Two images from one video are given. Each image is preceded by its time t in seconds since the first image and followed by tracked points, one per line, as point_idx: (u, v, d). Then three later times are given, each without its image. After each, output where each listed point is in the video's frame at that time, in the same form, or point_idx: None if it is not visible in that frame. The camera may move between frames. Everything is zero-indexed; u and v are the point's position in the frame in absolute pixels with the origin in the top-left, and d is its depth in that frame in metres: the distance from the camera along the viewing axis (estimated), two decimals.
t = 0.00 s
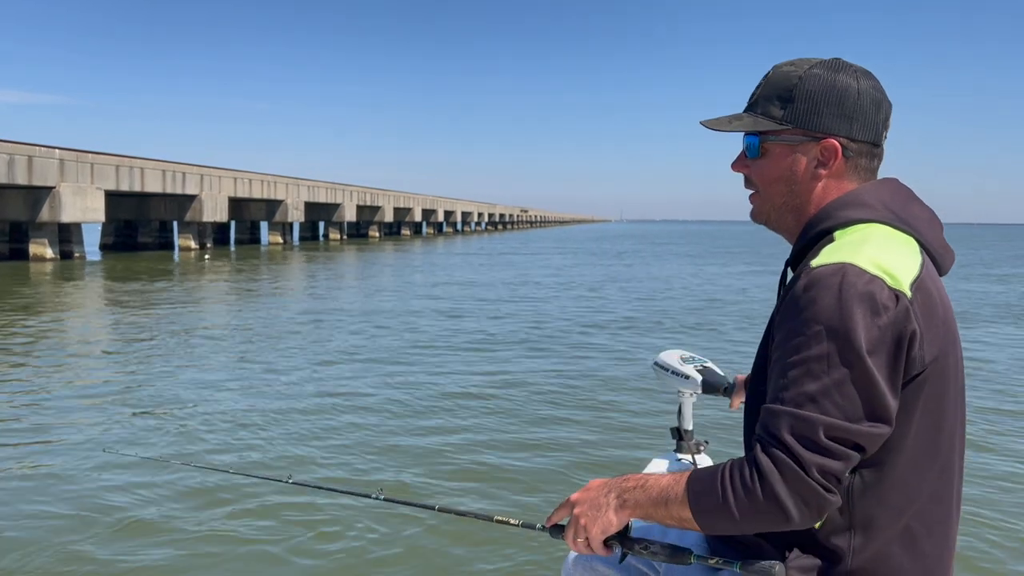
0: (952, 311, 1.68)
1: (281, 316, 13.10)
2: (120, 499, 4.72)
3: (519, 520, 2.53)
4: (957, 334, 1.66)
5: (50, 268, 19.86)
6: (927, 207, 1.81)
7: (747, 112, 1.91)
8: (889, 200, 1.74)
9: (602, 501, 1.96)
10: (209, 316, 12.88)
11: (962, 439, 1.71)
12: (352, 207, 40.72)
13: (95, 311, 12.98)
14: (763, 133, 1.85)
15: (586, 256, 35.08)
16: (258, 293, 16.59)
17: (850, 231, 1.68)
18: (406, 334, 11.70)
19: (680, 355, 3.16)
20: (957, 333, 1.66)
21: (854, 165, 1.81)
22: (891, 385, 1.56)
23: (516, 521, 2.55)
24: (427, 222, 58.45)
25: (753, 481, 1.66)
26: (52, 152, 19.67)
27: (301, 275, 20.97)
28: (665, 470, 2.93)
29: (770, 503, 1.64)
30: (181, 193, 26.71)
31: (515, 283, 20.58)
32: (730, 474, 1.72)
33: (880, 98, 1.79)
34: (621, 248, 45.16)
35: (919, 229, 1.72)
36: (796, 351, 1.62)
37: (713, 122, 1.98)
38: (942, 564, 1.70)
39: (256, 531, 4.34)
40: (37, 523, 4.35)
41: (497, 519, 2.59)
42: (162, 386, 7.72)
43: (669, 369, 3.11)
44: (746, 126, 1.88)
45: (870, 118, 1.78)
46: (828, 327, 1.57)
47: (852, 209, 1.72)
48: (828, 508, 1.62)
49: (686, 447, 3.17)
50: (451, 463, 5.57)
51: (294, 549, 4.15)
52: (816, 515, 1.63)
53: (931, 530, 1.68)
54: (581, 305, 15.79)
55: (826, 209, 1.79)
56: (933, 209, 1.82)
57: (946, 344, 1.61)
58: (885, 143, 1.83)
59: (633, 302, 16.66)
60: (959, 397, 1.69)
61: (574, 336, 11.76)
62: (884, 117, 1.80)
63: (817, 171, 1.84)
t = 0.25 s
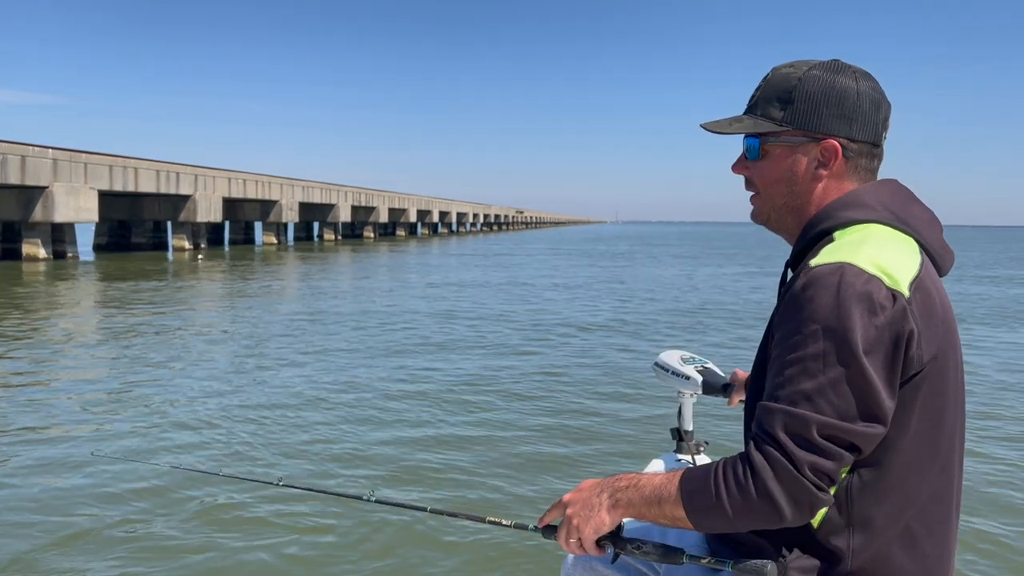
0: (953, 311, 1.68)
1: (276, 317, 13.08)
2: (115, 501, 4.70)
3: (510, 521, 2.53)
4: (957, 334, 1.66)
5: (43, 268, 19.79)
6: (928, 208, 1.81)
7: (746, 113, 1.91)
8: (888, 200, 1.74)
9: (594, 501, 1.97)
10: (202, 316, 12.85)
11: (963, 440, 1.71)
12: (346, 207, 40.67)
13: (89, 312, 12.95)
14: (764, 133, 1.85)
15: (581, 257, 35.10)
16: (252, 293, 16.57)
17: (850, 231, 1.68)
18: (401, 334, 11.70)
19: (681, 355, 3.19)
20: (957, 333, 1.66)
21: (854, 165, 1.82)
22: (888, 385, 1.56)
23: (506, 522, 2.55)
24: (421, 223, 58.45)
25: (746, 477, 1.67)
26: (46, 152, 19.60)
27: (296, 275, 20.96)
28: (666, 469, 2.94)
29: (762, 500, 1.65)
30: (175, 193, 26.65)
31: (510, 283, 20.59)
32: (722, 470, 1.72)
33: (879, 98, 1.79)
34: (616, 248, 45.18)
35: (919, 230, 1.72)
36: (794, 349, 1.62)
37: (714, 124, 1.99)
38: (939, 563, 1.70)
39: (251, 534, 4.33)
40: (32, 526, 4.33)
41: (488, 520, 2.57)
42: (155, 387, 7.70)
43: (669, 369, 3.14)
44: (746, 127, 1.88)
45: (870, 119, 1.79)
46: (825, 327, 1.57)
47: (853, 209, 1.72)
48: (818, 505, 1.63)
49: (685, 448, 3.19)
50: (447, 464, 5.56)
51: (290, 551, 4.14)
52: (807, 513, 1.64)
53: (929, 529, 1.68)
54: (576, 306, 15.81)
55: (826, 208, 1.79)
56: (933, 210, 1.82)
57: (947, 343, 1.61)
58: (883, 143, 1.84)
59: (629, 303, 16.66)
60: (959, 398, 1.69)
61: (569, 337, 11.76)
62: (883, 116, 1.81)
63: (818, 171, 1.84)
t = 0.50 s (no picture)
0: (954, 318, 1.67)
1: (270, 317, 13.05)
2: (109, 501, 4.68)
3: (505, 525, 2.52)
4: (958, 342, 1.65)
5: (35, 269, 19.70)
6: (930, 215, 1.81)
7: (748, 120, 1.91)
8: (889, 208, 1.74)
9: (587, 506, 1.96)
10: (196, 317, 12.80)
11: (964, 446, 1.70)
12: (340, 209, 40.62)
13: (81, 312, 12.89)
14: (765, 141, 1.85)
15: (576, 259, 35.12)
16: (246, 294, 16.54)
17: (850, 238, 1.68)
18: (396, 335, 11.68)
19: (679, 361, 3.20)
20: (958, 341, 1.65)
21: (856, 173, 1.82)
22: (885, 392, 1.56)
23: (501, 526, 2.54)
24: (416, 224, 58.40)
25: (738, 481, 1.67)
26: (38, 151, 19.52)
27: (290, 276, 20.93)
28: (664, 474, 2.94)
29: (754, 505, 1.65)
30: (168, 193, 26.57)
31: (506, 285, 20.58)
32: (714, 476, 1.72)
33: (880, 105, 1.80)
34: (609, 250, 45.21)
35: (920, 238, 1.71)
36: (790, 354, 1.62)
37: (716, 130, 1.98)
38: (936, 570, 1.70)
39: (246, 534, 4.31)
40: (25, 525, 4.30)
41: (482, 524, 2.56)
42: (149, 387, 7.67)
43: (668, 375, 3.14)
44: (748, 134, 1.88)
45: (872, 126, 1.79)
46: (822, 333, 1.57)
47: (853, 216, 1.72)
48: (810, 510, 1.63)
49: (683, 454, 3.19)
50: (442, 466, 5.55)
51: (285, 552, 4.12)
52: (799, 517, 1.64)
53: (926, 536, 1.67)
54: (571, 308, 15.81)
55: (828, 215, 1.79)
56: (935, 217, 1.82)
57: (945, 351, 1.61)
58: (884, 150, 1.84)
59: (624, 304, 16.66)
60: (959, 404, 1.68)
61: (564, 338, 11.75)
62: (885, 123, 1.81)
63: (820, 178, 1.84)
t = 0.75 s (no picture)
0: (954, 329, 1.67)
1: (265, 319, 13.01)
2: (104, 503, 4.66)
3: (499, 534, 2.51)
4: (957, 352, 1.65)
5: (29, 270, 19.62)
6: (930, 226, 1.80)
7: (750, 128, 1.91)
8: (889, 218, 1.74)
9: (580, 514, 1.96)
10: (190, 318, 12.75)
11: (964, 457, 1.69)
12: (335, 210, 40.57)
13: (75, 313, 12.83)
14: (766, 149, 1.85)
15: (571, 260, 35.11)
16: (241, 295, 16.50)
17: (849, 248, 1.68)
18: (392, 337, 11.66)
19: (679, 370, 3.19)
20: (958, 352, 1.65)
21: (856, 183, 1.82)
22: (881, 403, 1.56)
23: (495, 535, 2.52)
24: (411, 225, 58.37)
25: (731, 488, 1.68)
26: (32, 152, 19.45)
27: (284, 277, 20.89)
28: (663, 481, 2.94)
29: (747, 511, 1.66)
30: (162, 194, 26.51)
31: (501, 286, 20.58)
32: (708, 482, 1.73)
33: (881, 116, 1.80)
34: (604, 252, 45.22)
35: (919, 248, 1.71)
36: (786, 362, 1.63)
37: (717, 137, 1.99)
38: None
39: (241, 537, 4.30)
40: (20, 527, 4.29)
41: (476, 533, 2.55)
42: (144, 389, 7.64)
43: (668, 384, 3.14)
44: (750, 142, 1.88)
45: (873, 137, 1.79)
46: (818, 343, 1.57)
47: (853, 225, 1.72)
48: (803, 517, 1.64)
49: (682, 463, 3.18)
50: (439, 469, 5.54)
51: (281, 554, 4.12)
52: (791, 524, 1.65)
53: (924, 546, 1.66)
54: (567, 310, 15.81)
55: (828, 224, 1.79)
56: (935, 227, 1.81)
57: (944, 361, 1.60)
58: (885, 161, 1.84)
59: (620, 306, 16.66)
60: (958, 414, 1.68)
61: (560, 340, 11.74)
62: (885, 135, 1.81)
63: (820, 188, 1.84)
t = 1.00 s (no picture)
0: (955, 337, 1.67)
1: (260, 320, 12.98)
2: (99, 507, 4.66)
3: (493, 539, 2.51)
4: (957, 360, 1.64)
5: (22, 271, 19.54)
6: (932, 234, 1.80)
7: (751, 136, 1.92)
8: (889, 225, 1.74)
9: (573, 518, 1.96)
10: (184, 320, 12.72)
11: (962, 464, 1.69)
12: (330, 211, 40.53)
13: (68, 315, 12.78)
14: (767, 158, 1.86)
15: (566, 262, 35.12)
16: (235, 296, 16.47)
17: (849, 256, 1.69)
18: (388, 339, 11.65)
19: (679, 377, 3.20)
20: (957, 360, 1.64)
21: (856, 191, 1.82)
22: (876, 409, 1.56)
23: (490, 539, 2.52)
24: (406, 227, 58.33)
25: (722, 491, 1.69)
26: (25, 152, 19.38)
27: (279, 279, 20.85)
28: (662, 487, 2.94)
29: (736, 514, 1.67)
30: (156, 196, 26.44)
31: (497, 288, 20.58)
32: (699, 484, 1.74)
33: (882, 125, 1.80)
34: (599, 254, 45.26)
35: (920, 256, 1.71)
36: (782, 367, 1.64)
37: (718, 145, 1.99)
38: None
39: (237, 540, 4.30)
40: (15, 531, 4.28)
41: (471, 538, 2.55)
42: (139, 391, 7.61)
43: (668, 391, 3.15)
44: (751, 150, 1.89)
45: (873, 145, 1.80)
46: (814, 349, 1.58)
47: (852, 233, 1.73)
48: (792, 521, 1.65)
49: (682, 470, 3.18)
50: (435, 472, 5.53)
51: (277, 558, 4.12)
52: (781, 527, 1.66)
53: (922, 553, 1.66)
54: (562, 312, 15.82)
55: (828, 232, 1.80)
56: (936, 235, 1.81)
57: (942, 368, 1.60)
58: (885, 170, 1.84)
59: (616, 309, 16.67)
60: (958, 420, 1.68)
61: (556, 343, 11.74)
62: (885, 144, 1.82)
63: (820, 196, 1.85)
